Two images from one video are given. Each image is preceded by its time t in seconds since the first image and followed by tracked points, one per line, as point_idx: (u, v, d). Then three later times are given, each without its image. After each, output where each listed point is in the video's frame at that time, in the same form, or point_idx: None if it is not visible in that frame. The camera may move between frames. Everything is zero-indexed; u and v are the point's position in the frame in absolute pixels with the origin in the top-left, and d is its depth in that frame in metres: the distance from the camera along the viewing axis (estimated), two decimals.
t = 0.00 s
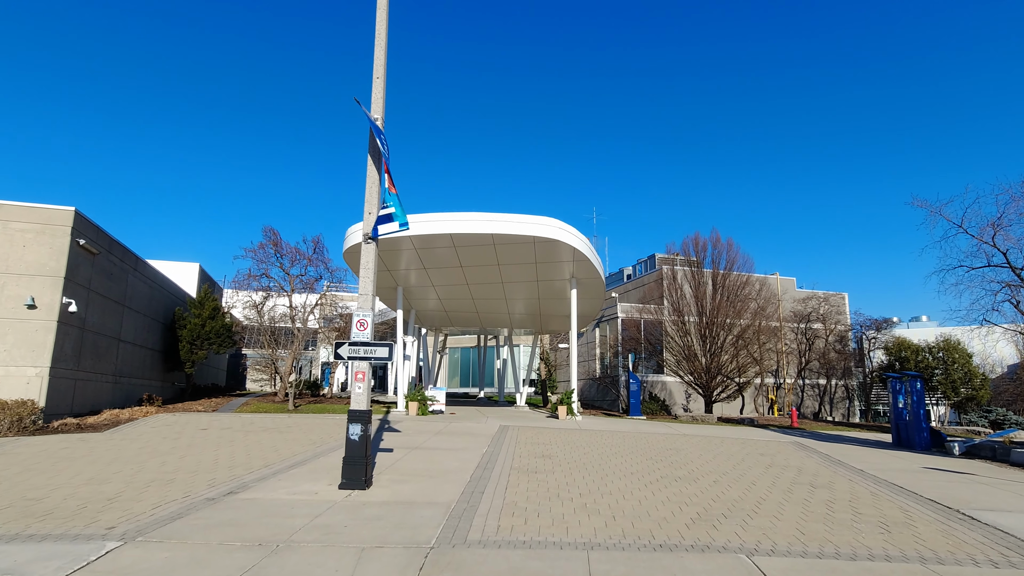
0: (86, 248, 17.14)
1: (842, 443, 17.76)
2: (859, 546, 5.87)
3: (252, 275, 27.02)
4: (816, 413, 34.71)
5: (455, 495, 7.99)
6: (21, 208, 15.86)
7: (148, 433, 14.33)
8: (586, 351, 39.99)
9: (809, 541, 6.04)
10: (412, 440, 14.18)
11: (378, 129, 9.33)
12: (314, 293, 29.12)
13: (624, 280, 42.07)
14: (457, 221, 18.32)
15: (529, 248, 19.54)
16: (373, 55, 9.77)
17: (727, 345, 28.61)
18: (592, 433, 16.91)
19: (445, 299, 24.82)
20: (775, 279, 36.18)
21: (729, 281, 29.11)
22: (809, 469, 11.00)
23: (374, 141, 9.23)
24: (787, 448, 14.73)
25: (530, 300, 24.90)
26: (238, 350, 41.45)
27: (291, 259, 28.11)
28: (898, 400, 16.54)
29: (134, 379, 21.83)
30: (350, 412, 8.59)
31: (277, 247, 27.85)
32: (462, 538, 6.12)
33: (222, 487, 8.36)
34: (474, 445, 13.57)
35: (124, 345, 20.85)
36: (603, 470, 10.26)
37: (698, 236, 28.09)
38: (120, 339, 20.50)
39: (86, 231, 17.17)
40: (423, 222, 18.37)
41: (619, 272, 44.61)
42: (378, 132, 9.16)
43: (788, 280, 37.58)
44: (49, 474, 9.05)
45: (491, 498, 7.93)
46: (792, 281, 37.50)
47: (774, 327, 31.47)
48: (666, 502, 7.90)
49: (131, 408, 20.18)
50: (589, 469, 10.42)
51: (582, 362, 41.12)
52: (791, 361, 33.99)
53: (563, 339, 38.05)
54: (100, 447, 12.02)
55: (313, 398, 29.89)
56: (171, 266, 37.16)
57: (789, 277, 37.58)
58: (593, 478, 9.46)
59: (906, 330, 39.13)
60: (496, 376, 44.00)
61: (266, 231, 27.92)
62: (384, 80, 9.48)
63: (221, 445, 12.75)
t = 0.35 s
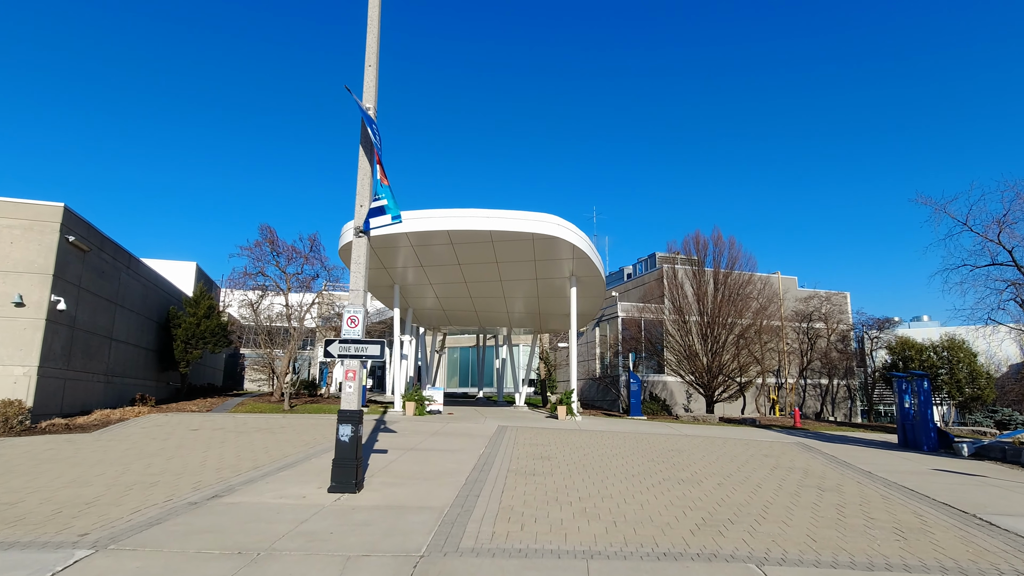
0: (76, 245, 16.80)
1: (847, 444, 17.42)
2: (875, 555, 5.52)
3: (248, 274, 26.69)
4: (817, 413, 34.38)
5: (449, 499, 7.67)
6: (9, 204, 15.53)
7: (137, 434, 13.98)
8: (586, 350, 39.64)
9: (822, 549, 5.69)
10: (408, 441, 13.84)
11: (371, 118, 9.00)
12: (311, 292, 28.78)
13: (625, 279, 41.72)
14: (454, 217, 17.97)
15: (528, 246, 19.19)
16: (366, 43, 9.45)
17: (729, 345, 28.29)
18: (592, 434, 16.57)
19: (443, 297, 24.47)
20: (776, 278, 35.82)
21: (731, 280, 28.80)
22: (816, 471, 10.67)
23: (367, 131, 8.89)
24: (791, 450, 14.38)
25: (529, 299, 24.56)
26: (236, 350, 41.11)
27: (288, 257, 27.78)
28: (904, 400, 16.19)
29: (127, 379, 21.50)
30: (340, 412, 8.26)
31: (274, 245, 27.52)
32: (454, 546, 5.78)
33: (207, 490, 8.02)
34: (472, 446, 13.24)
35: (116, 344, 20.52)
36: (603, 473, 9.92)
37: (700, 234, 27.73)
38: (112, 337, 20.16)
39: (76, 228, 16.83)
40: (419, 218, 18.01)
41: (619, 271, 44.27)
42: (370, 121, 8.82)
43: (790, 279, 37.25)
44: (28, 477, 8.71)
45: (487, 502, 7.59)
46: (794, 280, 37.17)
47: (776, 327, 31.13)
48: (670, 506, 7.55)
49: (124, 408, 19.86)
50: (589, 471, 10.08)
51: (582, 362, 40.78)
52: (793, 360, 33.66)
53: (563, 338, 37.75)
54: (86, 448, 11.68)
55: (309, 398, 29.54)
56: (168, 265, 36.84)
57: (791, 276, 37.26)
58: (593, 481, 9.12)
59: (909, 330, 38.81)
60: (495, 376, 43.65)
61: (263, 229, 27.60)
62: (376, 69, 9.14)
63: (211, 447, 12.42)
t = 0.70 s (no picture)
0: (66, 242, 16.49)
1: (853, 445, 17.08)
2: (893, 565, 5.18)
3: (244, 272, 26.39)
4: (820, 413, 34.01)
5: (442, 503, 7.33)
6: None
7: (126, 434, 13.65)
8: (586, 350, 39.28)
9: (836, 558, 5.35)
10: (403, 442, 13.51)
11: (361, 107, 8.68)
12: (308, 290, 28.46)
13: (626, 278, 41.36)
14: (452, 214, 17.61)
15: (527, 243, 18.83)
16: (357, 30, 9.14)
17: (731, 344, 27.94)
18: (592, 434, 16.23)
19: (441, 296, 24.13)
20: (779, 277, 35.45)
21: (733, 278, 28.42)
22: (823, 473, 10.32)
23: (357, 120, 8.56)
24: (797, 451, 14.01)
25: (529, 298, 24.21)
26: (233, 350, 40.80)
27: (285, 256, 27.47)
28: (912, 400, 15.87)
29: (121, 379, 21.18)
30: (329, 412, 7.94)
31: (271, 243, 27.22)
32: (444, 555, 5.43)
33: (189, 494, 7.68)
34: (469, 447, 12.90)
35: (109, 343, 20.20)
36: (603, 475, 9.57)
37: (702, 231, 27.37)
38: (105, 337, 19.85)
39: (66, 225, 16.52)
40: (416, 215, 17.64)
41: (620, 270, 43.94)
42: (360, 110, 8.50)
43: (792, 278, 36.89)
44: (5, 480, 8.38)
45: (481, 507, 7.25)
46: (796, 278, 36.81)
47: (779, 326, 30.76)
48: (673, 510, 7.21)
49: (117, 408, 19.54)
50: (588, 473, 9.73)
51: (582, 361, 40.41)
52: (795, 360, 33.29)
53: (563, 338, 37.38)
54: (71, 450, 11.35)
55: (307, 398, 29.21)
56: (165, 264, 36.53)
57: (793, 275, 36.89)
58: (592, 484, 8.77)
59: (913, 329, 38.48)
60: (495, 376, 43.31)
61: (260, 227, 27.30)
62: (367, 56, 8.83)
63: (201, 448, 12.08)
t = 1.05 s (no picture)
0: (58, 238, 16.20)
1: (861, 445, 16.73)
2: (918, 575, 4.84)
3: (242, 270, 26.10)
4: (825, 413, 33.62)
5: (437, 507, 7.02)
6: None
7: (118, 434, 13.35)
8: (588, 349, 38.92)
9: (856, 567, 5.02)
10: (400, 443, 13.21)
11: (355, 94, 8.35)
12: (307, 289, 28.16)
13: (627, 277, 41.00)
14: (451, 210, 17.28)
15: (527, 239, 18.50)
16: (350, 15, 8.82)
17: (735, 343, 27.59)
18: (594, 434, 15.91)
19: (441, 294, 23.82)
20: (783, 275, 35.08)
21: (737, 276, 28.05)
22: (833, 475, 9.99)
23: (350, 108, 8.24)
24: (804, 451, 13.66)
25: (530, 296, 23.89)
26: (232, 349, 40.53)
27: (283, 254, 27.17)
28: (921, 400, 15.53)
29: (116, 378, 20.89)
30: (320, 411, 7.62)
31: (269, 241, 26.93)
32: (437, 563, 5.11)
33: (174, 497, 7.37)
34: (467, 448, 12.57)
35: (104, 342, 19.91)
36: (606, 477, 9.24)
37: (705, 229, 27.03)
38: (99, 335, 19.55)
39: (58, 221, 16.23)
40: (414, 211, 17.31)
41: (621, 269, 43.58)
42: (353, 97, 8.17)
43: (796, 276, 36.52)
44: None
45: (478, 511, 6.93)
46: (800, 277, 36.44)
47: (784, 325, 30.37)
48: (679, 515, 6.87)
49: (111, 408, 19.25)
50: (590, 475, 9.40)
51: (583, 360, 40.06)
52: (799, 359, 32.91)
53: (564, 336, 37.04)
54: (59, 450, 11.05)
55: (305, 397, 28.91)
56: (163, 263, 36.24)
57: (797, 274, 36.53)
58: (594, 486, 8.43)
59: (918, 329, 38.11)
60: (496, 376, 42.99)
61: (257, 225, 27.02)
62: (361, 42, 8.51)
63: (192, 448, 11.77)
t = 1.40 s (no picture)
0: (48, 235, 15.88)
1: (867, 446, 16.39)
2: None
3: (238, 268, 25.79)
4: (828, 413, 33.25)
5: (430, 511, 6.70)
6: None
7: (107, 434, 13.03)
8: (589, 349, 38.57)
9: None
10: (396, 443, 12.89)
11: (345, 81, 8.00)
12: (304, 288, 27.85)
13: (628, 276, 40.64)
14: (449, 206, 16.94)
15: (527, 236, 18.16)
16: None
17: (737, 342, 27.24)
18: (595, 435, 15.58)
19: (439, 292, 23.49)
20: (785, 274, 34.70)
21: (740, 274, 27.69)
22: (842, 477, 9.65)
23: (340, 94, 7.90)
24: (810, 452, 13.32)
25: (529, 294, 23.57)
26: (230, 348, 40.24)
27: (280, 251, 26.85)
28: (930, 399, 15.19)
29: (109, 377, 20.58)
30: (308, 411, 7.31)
31: (265, 238, 26.63)
32: (427, 572, 4.77)
33: (155, 501, 7.03)
34: (464, 448, 12.25)
35: (97, 341, 19.59)
36: (606, 479, 8.90)
37: (707, 226, 26.69)
38: (92, 334, 19.23)
39: (48, 217, 15.91)
40: (412, 207, 16.96)
41: (622, 268, 43.22)
42: (343, 83, 7.82)
43: (799, 275, 36.15)
44: None
45: (473, 516, 6.60)
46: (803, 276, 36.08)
47: (787, 324, 30.00)
48: (685, 520, 6.52)
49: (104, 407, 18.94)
50: (590, 477, 9.06)
51: (584, 360, 39.71)
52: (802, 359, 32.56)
53: (564, 335, 36.71)
54: (43, 451, 10.71)
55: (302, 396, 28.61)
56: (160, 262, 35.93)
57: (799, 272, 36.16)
58: (594, 489, 8.10)
59: (922, 328, 37.76)
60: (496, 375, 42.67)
61: (254, 222, 26.71)
62: (352, 27, 8.17)
63: (181, 449, 11.43)
